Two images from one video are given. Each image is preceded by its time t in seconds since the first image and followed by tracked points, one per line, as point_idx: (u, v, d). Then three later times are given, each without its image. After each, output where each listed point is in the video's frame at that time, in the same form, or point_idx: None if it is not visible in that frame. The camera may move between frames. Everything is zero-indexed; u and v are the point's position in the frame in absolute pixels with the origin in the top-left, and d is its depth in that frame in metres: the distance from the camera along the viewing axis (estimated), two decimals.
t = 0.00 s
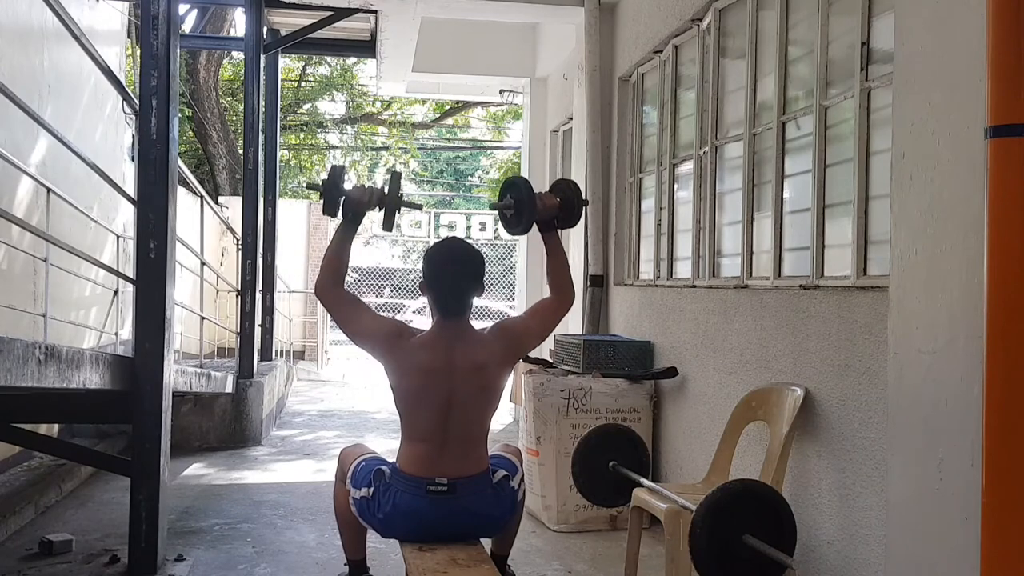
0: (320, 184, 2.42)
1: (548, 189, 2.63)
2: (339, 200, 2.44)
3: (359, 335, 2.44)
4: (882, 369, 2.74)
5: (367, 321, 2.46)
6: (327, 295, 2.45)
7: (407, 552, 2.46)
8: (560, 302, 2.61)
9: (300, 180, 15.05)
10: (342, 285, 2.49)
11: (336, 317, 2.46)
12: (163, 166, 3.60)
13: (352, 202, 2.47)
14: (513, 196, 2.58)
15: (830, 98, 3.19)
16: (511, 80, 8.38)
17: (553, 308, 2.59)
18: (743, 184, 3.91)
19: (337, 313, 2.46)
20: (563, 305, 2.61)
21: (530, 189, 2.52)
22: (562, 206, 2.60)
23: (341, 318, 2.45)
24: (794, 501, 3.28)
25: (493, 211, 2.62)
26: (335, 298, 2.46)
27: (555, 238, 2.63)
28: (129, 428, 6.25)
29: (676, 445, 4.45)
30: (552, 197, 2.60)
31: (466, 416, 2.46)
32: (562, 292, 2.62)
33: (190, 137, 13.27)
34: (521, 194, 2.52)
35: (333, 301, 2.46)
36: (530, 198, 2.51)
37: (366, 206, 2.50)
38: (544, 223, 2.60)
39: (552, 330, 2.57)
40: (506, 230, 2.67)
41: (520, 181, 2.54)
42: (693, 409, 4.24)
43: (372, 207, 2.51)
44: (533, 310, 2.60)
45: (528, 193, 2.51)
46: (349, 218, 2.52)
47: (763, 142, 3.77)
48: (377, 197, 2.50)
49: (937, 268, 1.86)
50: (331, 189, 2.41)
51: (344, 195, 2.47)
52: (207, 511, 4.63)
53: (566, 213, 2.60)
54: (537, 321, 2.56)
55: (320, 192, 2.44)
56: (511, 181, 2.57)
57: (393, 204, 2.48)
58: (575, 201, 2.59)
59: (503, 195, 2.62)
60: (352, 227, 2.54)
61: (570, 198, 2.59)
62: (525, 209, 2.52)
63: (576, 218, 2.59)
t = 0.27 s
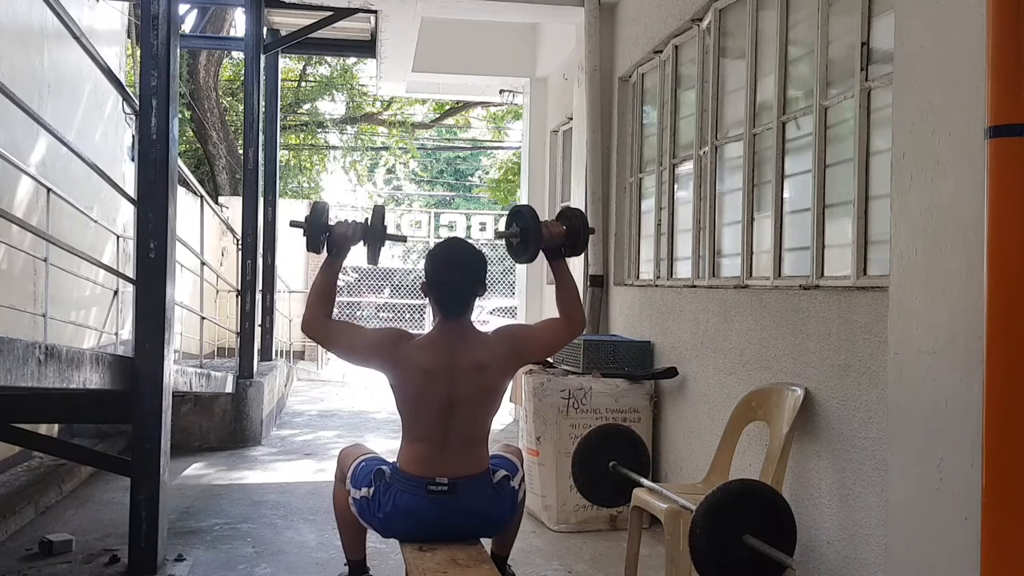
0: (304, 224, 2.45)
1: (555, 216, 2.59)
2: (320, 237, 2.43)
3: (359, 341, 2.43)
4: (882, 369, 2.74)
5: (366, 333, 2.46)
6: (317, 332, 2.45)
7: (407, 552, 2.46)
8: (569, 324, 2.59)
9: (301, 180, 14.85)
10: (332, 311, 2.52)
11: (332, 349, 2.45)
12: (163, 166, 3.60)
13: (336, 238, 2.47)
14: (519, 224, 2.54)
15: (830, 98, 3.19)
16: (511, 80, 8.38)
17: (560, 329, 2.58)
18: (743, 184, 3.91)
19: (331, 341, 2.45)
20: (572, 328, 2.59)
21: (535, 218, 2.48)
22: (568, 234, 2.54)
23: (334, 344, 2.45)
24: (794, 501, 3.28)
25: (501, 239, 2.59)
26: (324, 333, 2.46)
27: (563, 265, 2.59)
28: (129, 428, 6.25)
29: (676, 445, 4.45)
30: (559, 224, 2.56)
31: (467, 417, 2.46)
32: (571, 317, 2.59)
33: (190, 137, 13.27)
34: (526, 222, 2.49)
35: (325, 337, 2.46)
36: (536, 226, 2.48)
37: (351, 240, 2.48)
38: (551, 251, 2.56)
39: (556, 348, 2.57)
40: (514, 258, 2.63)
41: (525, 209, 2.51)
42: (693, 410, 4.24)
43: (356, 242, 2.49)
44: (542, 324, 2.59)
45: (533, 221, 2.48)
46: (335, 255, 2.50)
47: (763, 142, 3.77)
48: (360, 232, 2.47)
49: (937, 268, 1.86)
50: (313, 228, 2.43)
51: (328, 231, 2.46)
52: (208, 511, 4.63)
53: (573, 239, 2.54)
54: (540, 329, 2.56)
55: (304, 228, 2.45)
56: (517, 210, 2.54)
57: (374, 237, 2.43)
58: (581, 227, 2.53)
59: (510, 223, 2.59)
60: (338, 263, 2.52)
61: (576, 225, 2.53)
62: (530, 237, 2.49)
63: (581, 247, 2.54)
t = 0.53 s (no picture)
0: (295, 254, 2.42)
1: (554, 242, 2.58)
2: (311, 269, 2.40)
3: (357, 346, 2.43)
4: (882, 369, 2.74)
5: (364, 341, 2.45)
6: (312, 359, 2.43)
7: (407, 552, 2.46)
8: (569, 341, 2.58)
9: (301, 180, 15.04)
10: (326, 338, 2.51)
11: (328, 373, 2.43)
12: (163, 166, 3.60)
13: (327, 268, 2.44)
14: (519, 251, 2.52)
15: (830, 98, 3.19)
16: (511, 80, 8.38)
17: (561, 346, 2.56)
18: (743, 184, 3.91)
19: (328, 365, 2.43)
20: (572, 346, 2.58)
21: (536, 244, 2.47)
22: (567, 259, 2.54)
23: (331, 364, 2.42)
24: (794, 502, 3.28)
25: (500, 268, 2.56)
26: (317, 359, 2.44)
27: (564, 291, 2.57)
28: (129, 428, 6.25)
29: (676, 445, 4.45)
30: (558, 249, 2.56)
31: (467, 417, 2.46)
32: (571, 338, 2.57)
33: (190, 137, 13.27)
34: (527, 250, 2.47)
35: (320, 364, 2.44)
36: (537, 254, 2.46)
37: (342, 270, 2.45)
38: (551, 276, 2.55)
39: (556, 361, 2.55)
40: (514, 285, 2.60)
41: (525, 237, 2.49)
42: (693, 410, 4.24)
43: (348, 271, 2.46)
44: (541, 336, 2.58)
45: (534, 249, 2.46)
46: (327, 284, 2.48)
47: (763, 142, 3.77)
48: (352, 262, 2.44)
49: (937, 267, 1.86)
50: (304, 259, 2.39)
51: (319, 262, 2.43)
52: (208, 511, 4.63)
53: (572, 264, 2.54)
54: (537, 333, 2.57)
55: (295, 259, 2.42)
56: (516, 238, 2.52)
57: (366, 271, 2.39)
58: (580, 252, 2.54)
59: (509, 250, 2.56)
60: (330, 292, 2.50)
61: (576, 251, 2.53)
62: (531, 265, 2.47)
63: (581, 271, 2.54)
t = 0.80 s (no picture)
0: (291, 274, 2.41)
1: (553, 258, 2.60)
2: (307, 289, 2.40)
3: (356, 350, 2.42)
4: (882, 369, 2.74)
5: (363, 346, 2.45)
6: (314, 374, 2.44)
7: (407, 552, 2.46)
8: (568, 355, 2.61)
9: (301, 180, 15.16)
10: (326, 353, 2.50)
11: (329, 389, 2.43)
12: (163, 166, 3.60)
13: (324, 289, 2.43)
14: (518, 268, 2.53)
15: (830, 98, 3.19)
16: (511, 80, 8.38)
17: (561, 359, 2.59)
18: (743, 184, 3.91)
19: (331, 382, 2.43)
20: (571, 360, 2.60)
21: (535, 263, 2.49)
22: (566, 275, 2.55)
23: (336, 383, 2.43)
24: (794, 502, 3.28)
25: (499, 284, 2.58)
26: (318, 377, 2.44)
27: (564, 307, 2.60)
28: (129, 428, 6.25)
29: (676, 445, 4.44)
30: (557, 266, 2.58)
31: (466, 417, 2.46)
32: (571, 354, 2.61)
33: (190, 137, 13.27)
34: (527, 267, 2.49)
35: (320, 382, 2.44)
36: (536, 271, 2.48)
37: (340, 289, 2.45)
38: (551, 293, 2.56)
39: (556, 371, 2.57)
40: (512, 300, 2.62)
41: (525, 254, 2.50)
42: (693, 410, 4.24)
43: (345, 291, 2.46)
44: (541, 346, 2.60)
45: (533, 266, 2.48)
46: (325, 304, 2.48)
47: (763, 142, 3.77)
48: (349, 282, 2.45)
49: (937, 267, 1.86)
50: (300, 280, 2.39)
51: (316, 282, 2.43)
52: (208, 511, 4.63)
53: (571, 281, 2.55)
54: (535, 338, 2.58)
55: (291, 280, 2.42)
56: (515, 255, 2.53)
57: (364, 290, 2.42)
58: (580, 268, 2.54)
59: (509, 267, 2.58)
60: (329, 310, 2.50)
61: (576, 267, 2.54)
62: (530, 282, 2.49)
63: (580, 287, 2.55)
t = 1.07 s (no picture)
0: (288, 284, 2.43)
1: (555, 270, 2.61)
2: (304, 301, 2.41)
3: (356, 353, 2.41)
4: (882, 369, 2.74)
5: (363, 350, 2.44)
6: (314, 383, 2.42)
7: (407, 552, 2.46)
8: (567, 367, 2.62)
9: (301, 180, 15.09)
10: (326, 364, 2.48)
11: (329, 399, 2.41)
12: (163, 166, 3.60)
13: (322, 300, 2.45)
14: (520, 277, 2.56)
15: (830, 98, 3.20)
16: (511, 80, 8.38)
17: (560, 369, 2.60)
18: (743, 184, 3.91)
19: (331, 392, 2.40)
20: (569, 373, 2.61)
21: (537, 273, 2.51)
22: (568, 287, 2.58)
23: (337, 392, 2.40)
24: (794, 502, 3.28)
25: (500, 293, 2.60)
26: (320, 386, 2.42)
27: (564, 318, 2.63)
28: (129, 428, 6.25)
29: (676, 445, 4.45)
30: (559, 278, 2.60)
31: (466, 418, 2.46)
32: (570, 368, 2.62)
33: (190, 137, 13.27)
34: (528, 278, 2.52)
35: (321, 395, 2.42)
36: (538, 283, 2.50)
37: (337, 301, 2.46)
38: (551, 304, 2.58)
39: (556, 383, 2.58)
40: (513, 310, 2.65)
41: (527, 266, 2.53)
42: (693, 410, 4.24)
43: (342, 303, 2.47)
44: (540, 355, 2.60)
45: (535, 277, 2.51)
46: (323, 316, 2.49)
47: (763, 142, 3.77)
48: (346, 293, 2.46)
49: (937, 267, 1.86)
50: (298, 291, 2.40)
51: (313, 294, 2.45)
52: (207, 512, 4.63)
53: (573, 293, 2.57)
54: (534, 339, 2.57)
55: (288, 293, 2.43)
56: (517, 264, 2.56)
57: (361, 300, 2.44)
58: (582, 280, 2.55)
59: (510, 277, 2.61)
60: (327, 321, 2.51)
61: (577, 278, 2.56)
62: (532, 293, 2.52)
63: (581, 300, 2.57)
